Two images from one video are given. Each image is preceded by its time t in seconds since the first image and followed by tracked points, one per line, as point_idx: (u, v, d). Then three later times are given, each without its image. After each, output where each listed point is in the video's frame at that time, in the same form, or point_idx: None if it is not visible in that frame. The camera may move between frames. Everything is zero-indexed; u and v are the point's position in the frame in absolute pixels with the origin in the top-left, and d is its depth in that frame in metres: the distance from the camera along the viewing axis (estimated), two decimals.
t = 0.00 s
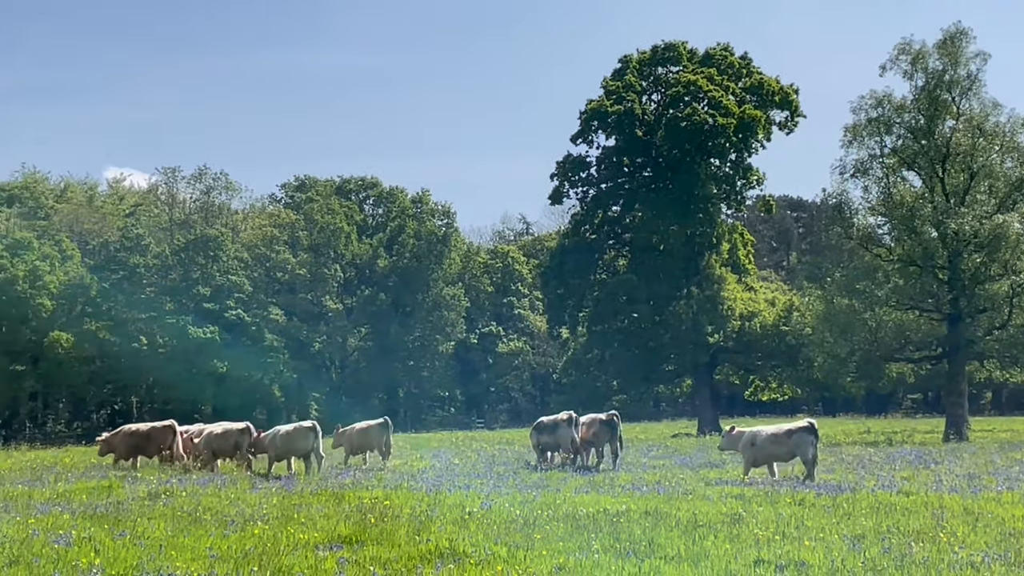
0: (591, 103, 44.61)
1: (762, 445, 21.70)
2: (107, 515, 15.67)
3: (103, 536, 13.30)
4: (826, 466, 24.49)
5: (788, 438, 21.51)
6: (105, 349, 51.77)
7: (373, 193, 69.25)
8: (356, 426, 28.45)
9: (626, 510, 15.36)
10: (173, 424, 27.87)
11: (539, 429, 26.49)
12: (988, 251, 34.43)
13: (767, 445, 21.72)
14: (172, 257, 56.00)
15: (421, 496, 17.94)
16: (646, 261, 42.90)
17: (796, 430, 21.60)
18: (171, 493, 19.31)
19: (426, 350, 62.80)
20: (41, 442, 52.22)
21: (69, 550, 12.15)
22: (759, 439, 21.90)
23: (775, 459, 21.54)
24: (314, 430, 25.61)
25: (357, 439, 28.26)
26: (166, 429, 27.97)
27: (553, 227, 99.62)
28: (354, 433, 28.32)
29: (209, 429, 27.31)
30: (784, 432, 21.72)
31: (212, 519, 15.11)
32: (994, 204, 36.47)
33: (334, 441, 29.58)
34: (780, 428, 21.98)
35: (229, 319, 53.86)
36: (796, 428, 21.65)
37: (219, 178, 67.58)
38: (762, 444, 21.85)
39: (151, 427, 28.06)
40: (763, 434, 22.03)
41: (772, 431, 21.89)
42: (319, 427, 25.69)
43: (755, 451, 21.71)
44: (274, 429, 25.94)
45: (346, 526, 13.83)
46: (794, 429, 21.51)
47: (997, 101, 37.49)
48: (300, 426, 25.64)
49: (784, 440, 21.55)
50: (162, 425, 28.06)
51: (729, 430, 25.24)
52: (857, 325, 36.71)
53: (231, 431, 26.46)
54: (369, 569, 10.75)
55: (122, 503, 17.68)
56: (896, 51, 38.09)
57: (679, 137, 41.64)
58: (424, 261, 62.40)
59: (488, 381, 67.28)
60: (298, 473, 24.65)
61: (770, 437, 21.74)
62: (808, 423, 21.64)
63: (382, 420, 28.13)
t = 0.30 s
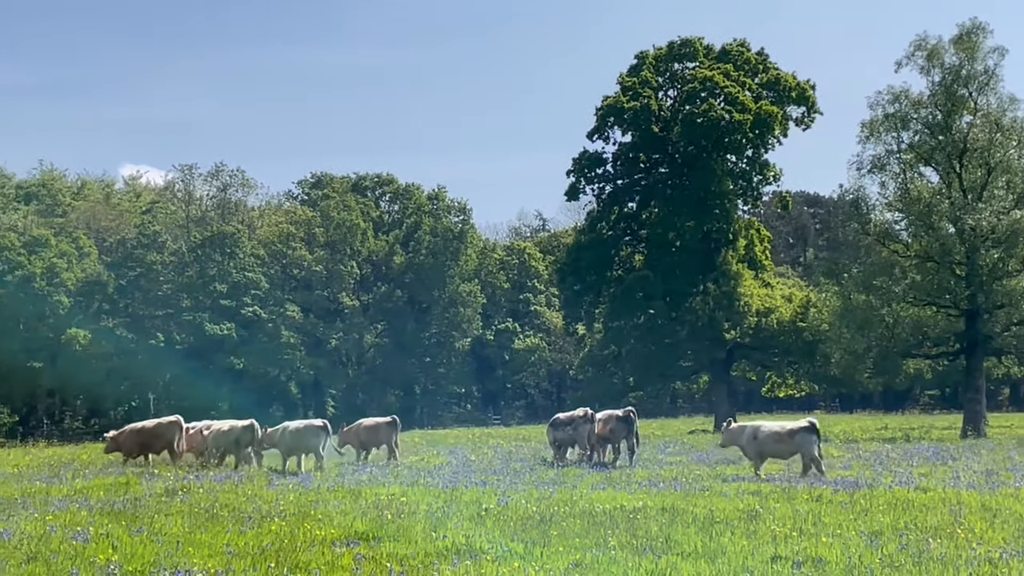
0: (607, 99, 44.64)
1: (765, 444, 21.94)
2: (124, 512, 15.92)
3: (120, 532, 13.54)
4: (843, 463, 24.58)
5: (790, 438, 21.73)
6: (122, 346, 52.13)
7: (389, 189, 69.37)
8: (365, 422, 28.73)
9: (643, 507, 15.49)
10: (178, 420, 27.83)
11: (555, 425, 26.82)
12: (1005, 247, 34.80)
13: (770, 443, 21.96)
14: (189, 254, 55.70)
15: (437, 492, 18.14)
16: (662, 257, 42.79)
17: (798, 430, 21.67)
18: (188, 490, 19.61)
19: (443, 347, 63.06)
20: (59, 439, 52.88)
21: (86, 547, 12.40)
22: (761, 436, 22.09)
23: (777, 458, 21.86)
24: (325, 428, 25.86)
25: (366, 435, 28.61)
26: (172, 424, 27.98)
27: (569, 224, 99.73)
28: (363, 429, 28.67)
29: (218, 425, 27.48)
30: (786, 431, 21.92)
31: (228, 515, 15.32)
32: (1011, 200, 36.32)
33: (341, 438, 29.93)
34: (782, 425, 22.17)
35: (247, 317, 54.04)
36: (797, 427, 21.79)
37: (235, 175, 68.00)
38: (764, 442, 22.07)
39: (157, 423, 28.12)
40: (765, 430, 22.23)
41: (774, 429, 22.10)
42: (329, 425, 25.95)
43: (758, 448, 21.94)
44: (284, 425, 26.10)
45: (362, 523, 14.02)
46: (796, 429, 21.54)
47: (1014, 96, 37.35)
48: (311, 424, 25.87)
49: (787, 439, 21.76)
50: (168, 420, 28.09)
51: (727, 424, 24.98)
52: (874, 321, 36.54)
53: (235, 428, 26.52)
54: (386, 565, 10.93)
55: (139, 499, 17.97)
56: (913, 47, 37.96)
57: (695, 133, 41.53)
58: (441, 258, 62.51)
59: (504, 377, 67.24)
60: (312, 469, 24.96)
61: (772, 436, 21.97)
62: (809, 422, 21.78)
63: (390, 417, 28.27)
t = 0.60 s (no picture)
0: (623, 96, 44.70)
1: (768, 438, 21.93)
2: (142, 509, 16.18)
3: (139, 528, 13.80)
4: (859, 459, 24.66)
5: (791, 431, 21.88)
6: (139, 344, 52.58)
7: (405, 186, 69.55)
8: (373, 420, 28.92)
9: (659, 503, 15.64)
10: (185, 418, 28.64)
11: (571, 421, 26.83)
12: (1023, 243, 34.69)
13: (772, 437, 21.95)
14: (205, 251, 55.77)
15: (454, 488, 18.34)
16: (678, 253, 42.72)
17: (797, 423, 21.95)
18: (206, 486, 19.89)
19: (458, 343, 63.58)
20: (76, 435, 53.38)
21: (104, 544, 12.62)
22: (763, 430, 22.08)
23: (779, 451, 21.86)
24: (335, 424, 26.18)
25: (374, 432, 28.74)
26: (178, 422, 28.78)
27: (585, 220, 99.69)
28: (371, 426, 28.84)
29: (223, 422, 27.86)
30: (786, 425, 22.04)
31: (246, 512, 15.57)
32: None
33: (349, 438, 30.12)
34: (781, 420, 22.30)
35: (263, 314, 54.59)
36: (797, 421, 21.99)
37: (251, 172, 68.36)
38: (766, 436, 22.03)
39: (165, 422, 28.97)
40: (766, 425, 22.25)
41: (775, 423, 22.17)
42: (340, 421, 26.26)
43: (761, 443, 21.87)
44: (294, 422, 26.48)
45: (379, 519, 14.23)
46: (796, 423, 21.86)
47: None
48: (321, 420, 26.22)
49: (788, 433, 21.88)
50: (177, 419, 28.94)
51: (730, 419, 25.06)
52: (891, 318, 36.57)
53: (243, 424, 26.75)
54: (404, 561, 11.14)
55: (156, 496, 18.25)
56: (929, 42, 37.82)
57: (711, 129, 41.52)
58: (457, 254, 62.73)
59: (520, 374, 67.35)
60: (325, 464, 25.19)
61: (774, 430, 22.02)
62: (809, 416, 22.01)
63: (397, 413, 28.55)
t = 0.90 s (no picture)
0: (638, 92, 44.69)
1: (767, 437, 21.81)
2: (158, 506, 16.41)
3: (155, 526, 14.02)
4: (875, 456, 24.68)
5: (788, 430, 21.86)
6: (155, 341, 52.90)
7: (419, 183, 69.75)
8: (378, 418, 29.13)
9: (675, 500, 15.76)
10: (189, 416, 28.54)
11: (586, 419, 26.77)
12: None
13: (771, 437, 21.82)
14: (220, 249, 56.54)
15: (469, 486, 18.47)
16: (693, 249, 42.95)
17: (794, 422, 21.95)
18: (221, 483, 20.14)
19: (473, 341, 63.86)
20: (92, 433, 53.84)
21: (120, 540, 12.85)
22: (762, 430, 22.00)
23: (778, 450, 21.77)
24: (342, 421, 26.32)
25: (379, 430, 28.94)
26: (183, 419, 28.65)
27: (600, 217, 99.69)
28: (376, 424, 29.04)
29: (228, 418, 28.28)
30: (783, 424, 21.99)
31: (262, 509, 15.78)
32: None
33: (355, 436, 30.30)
34: (779, 419, 22.27)
35: (279, 312, 55.17)
36: (795, 420, 22.01)
37: (266, 169, 68.74)
38: (765, 436, 21.91)
39: (170, 418, 28.88)
40: (764, 424, 22.18)
41: (772, 422, 22.13)
42: (347, 417, 26.39)
43: (761, 442, 21.74)
44: (303, 420, 26.82)
45: (394, 517, 14.36)
46: (794, 421, 21.88)
47: None
48: (329, 417, 26.44)
49: (785, 431, 21.85)
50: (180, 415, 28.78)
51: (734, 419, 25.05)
52: (907, 314, 36.62)
53: (247, 422, 27.28)
54: (418, 558, 11.29)
55: (173, 493, 18.50)
56: (945, 38, 37.66)
57: (726, 126, 41.55)
58: (472, 251, 62.95)
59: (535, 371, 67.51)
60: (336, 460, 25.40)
61: (772, 429, 21.92)
62: (807, 415, 22.01)
63: (401, 411, 28.67)
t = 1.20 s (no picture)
0: (652, 89, 44.67)
1: (766, 431, 21.78)
2: (174, 504, 16.60)
3: (170, 524, 14.14)
4: (890, 454, 24.63)
5: (790, 424, 21.81)
6: (171, 338, 54.49)
7: (433, 181, 69.84)
8: (384, 416, 29.29)
9: (689, 498, 15.79)
10: (191, 416, 28.56)
11: (600, 416, 26.75)
12: None
13: (770, 431, 21.76)
14: (234, 247, 56.15)
15: (484, 484, 18.50)
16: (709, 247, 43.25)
17: (796, 416, 21.92)
18: (236, 482, 20.30)
19: (488, 338, 63.76)
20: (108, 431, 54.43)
21: (135, 538, 13.00)
22: (760, 424, 21.97)
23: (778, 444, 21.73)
24: (349, 420, 26.58)
25: (386, 428, 29.11)
26: (184, 421, 28.63)
27: (614, 214, 99.52)
28: (382, 422, 29.22)
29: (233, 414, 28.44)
30: (783, 418, 21.97)
31: (276, 507, 15.90)
32: None
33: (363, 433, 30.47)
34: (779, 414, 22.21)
35: (293, 309, 55.08)
36: (796, 414, 21.97)
37: (280, 167, 68.99)
38: (764, 430, 21.89)
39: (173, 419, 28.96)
40: (764, 419, 22.11)
41: (772, 416, 22.07)
42: (353, 417, 26.66)
43: (760, 437, 21.73)
44: (312, 418, 27.11)
45: (408, 515, 14.45)
46: (794, 416, 21.82)
47: None
48: (336, 416, 26.65)
49: (785, 425, 21.81)
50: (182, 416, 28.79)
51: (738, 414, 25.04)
52: (922, 311, 36.12)
53: (251, 421, 27.51)
54: (433, 556, 11.36)
55: (189, 491, 18.73)
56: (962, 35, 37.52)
57: (740, 124, 41.62)
58: (486, 249, 63.05)
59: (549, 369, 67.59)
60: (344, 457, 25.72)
61: (772, 423, 21.85)
62: (809, 410, 21.97)
63: (409, 410, 28.87)
